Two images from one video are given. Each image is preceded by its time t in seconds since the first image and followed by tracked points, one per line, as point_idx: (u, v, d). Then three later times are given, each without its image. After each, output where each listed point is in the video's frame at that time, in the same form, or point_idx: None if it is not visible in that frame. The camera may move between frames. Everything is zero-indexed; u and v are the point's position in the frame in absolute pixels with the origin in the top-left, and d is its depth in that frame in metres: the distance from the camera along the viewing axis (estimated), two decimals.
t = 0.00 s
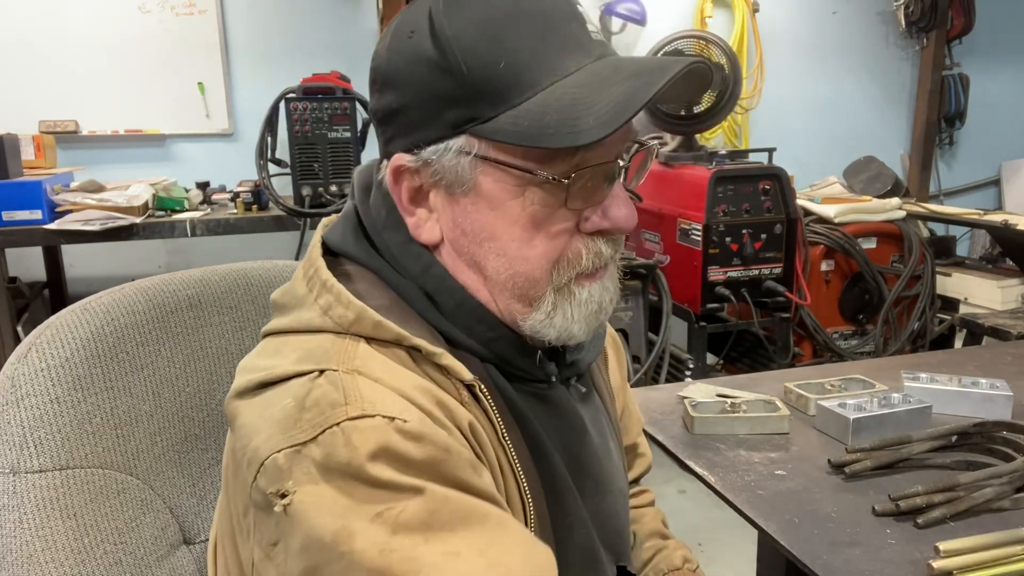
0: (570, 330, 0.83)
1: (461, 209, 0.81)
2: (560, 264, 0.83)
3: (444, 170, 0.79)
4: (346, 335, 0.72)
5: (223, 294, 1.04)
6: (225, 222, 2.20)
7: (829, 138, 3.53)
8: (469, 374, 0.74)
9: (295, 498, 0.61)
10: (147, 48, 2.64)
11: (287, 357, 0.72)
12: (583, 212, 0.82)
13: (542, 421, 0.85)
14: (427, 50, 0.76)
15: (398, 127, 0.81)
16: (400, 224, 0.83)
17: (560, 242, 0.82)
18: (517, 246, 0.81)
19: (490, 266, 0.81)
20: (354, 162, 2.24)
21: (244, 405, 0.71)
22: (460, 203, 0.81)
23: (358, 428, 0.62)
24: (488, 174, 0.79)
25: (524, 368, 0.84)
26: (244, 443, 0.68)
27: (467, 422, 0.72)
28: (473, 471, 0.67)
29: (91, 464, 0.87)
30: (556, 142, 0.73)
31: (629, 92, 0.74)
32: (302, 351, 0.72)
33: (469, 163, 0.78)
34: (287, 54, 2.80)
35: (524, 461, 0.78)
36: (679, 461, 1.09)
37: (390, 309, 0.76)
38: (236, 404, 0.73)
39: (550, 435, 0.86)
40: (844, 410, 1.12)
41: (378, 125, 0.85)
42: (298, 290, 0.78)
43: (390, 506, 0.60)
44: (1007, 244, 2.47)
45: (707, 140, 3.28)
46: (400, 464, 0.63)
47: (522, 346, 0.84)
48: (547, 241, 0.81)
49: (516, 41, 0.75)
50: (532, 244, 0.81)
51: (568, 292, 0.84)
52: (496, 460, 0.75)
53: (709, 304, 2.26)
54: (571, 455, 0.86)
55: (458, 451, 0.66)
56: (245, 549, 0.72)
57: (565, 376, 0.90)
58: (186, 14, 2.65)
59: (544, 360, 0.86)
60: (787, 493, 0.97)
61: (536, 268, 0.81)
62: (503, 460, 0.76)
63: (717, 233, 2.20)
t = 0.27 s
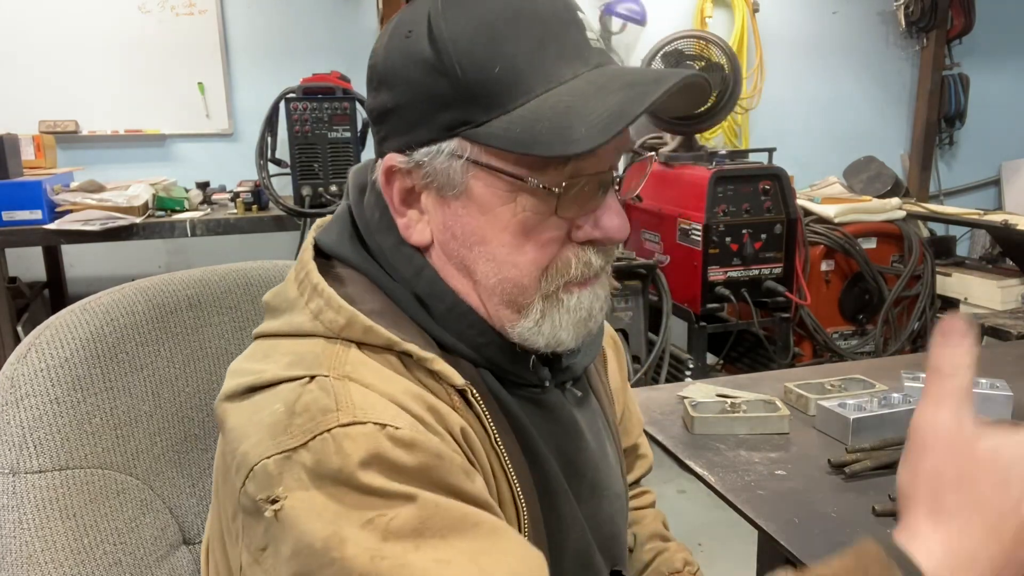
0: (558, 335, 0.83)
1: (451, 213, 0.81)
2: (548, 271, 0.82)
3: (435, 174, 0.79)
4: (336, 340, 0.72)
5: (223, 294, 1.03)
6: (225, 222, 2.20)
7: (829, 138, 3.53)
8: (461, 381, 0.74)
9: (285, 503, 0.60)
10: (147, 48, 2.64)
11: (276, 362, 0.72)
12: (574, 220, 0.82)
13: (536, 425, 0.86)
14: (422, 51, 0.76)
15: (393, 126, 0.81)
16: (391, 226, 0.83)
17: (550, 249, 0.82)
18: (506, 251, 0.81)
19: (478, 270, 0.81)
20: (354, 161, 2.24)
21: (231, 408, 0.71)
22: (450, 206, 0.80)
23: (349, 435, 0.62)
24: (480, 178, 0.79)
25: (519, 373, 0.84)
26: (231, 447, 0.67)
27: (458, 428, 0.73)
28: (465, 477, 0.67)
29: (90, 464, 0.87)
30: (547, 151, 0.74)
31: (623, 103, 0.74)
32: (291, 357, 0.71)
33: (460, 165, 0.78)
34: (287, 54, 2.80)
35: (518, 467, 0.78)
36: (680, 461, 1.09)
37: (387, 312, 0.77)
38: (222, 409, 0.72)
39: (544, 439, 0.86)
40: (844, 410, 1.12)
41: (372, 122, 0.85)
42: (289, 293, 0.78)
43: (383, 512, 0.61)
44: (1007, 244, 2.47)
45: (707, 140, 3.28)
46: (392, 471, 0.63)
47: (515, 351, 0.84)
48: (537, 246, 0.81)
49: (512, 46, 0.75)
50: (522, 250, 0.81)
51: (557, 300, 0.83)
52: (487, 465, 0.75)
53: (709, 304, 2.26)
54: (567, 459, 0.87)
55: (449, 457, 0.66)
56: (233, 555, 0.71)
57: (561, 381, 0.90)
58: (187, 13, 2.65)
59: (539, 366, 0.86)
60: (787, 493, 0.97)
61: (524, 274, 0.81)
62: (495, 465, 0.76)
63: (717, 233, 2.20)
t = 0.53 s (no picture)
0: (555, 339, 0.83)
1: (453, 212, 0.80)
2: (548, 276, 0.82)
3: (439, 172, 0.78)
4: (325, 343, 0.71)
5: (222, 294, 1.04)
6: (225, 222, 2.20)
7: (829, 138, 3.53)
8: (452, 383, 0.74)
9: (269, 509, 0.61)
10: (148, 49, 2.64)
11: (268, 364, 0.72)
12: (577, 225, 0.81)
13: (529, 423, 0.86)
14: (435, 44, 0.75)
15: (398, 123, 0.80)
16: (386, 228, 0.83)
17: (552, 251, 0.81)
18: (509, 252, 0.79)
19: (478, 270, 0.80)
20: (354, 161, 2.24)
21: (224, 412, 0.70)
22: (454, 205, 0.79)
23: (333, 439, 0.62)
24: (486, 177, 0.77)
25: (512, 374, 0.84)
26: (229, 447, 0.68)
27: (450, 431, 0.71)
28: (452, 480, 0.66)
29: (90, 464, 0.87)
30: (557, 154, 0.73)
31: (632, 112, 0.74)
32: (283, 359, 0.71)
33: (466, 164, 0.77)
34: (287, 54, 2.80)
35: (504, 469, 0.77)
36: (680, 461, 1.09)
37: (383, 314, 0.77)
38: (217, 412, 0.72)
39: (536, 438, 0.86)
40: (844, 409, 1.12)
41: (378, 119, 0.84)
42: (280, 297, 0.78)
43: (366, 517, 0.60)
44: (1007, 244, 2.47)
45: (707, 140, 3.28)
46: (380, 475, 0.62)
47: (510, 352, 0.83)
48: (540, 249, 0.80)
49: (525, 51, 0.74)
50: (525, 252, 0.80)
51: (556, 303, 0.83)
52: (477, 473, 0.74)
53: (708, 304, 2.26)
54: (560, 459, 0.87)
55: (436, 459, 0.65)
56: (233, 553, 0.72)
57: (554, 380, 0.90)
58: (187, 13, 2.65)
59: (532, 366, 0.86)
60: (787, 493, 0.97)
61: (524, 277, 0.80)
62: (485, 467, 0.76)
63: (717, 233, 2.20)
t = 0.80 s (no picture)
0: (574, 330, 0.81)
1: (481, 190, 0.79)
2: (573, 256, 0.80)
3: (467, 150, 0.78)
4: (331, 348, 0.70)
5: (223, 294, 1.03)
6: (225, 222, 2.20)
7: (829, 138, 3.53)
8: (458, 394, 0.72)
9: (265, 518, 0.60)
10: (148, 48, 2.64)
11: (275, 366, 0.71)
12: (602, 203, 0.81)
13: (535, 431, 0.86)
14: (469, 32, 0.75)
15: (425, 108, 0.80)
16: (402, 226, 0.81)
17: (577, 231, 0.80)
18: (536, 232, 0.79)
19: (504, 252, 0.79)
20: (353, 162, 2.23)
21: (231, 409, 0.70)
22: (482, 184, 0.79)
23: (334, 447, 0.61)
24: (514, 151, 0.77)
25: (520, 380, 0.83)
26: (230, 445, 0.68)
27: (453, 443, 0.70)
28: (451, 494, 0.65)
29: (89, 463, 0.87)
30: (592, 120, 0.72)
31: (661, 72, 0.74)
32: (290, 361, 0.70)
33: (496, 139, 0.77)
34: (287, 54, 2.80)
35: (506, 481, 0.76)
36: (680, 461, 1.09)
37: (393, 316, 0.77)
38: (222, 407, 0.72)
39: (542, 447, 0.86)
40: (844, 409, 1.12)
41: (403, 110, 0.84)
42: (290, 295, 0.77)
43: (357, 531, 0.60)
44: (1007, 244, 2.47)
45: (707, 140, 3.28)
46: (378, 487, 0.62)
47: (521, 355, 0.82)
48: (564, 229, 0.80)
49: (553, 27, 0.75)
50: (550, 230, 0.79)
51: (580, 286, 0.81)
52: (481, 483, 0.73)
53: (708, 304, 2.26)
54: (564, 468, 0.86)
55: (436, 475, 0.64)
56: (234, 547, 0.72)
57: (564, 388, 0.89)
58: (187, 14, 2.65)
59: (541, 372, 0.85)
60: (787, 493, 0.97)
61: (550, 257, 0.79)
62: (486, 482, 0.74)
63: (717, 233, 2.20)
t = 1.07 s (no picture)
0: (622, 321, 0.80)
1: (535, 178, 0.77)
2: (624, 244, 0.79)
3: (523, 135, 0.76)
4: (406, 323, 0.66)
5: (229, 293, 1.03)
6: (225, 222, 2.20)
7: (829, 139, 3.53)
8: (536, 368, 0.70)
9: (378, 474, 0.57)
10: (147, 49, 2.64)
11: (345, 344, 0.66)
12: (652, 193, 0.80)
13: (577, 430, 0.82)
14: (527, 22, 0.74)
15: (474, 99, 0.78)
16: (451, 213, 0.75)
17: (627, 219, 0.79)
18: (588, 220, 0.77)
19: (557, 239, 0.77)
20: (354, 162, 2.24)
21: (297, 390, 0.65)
22: (535, 171, 0.77)
23: (440, 401, 0.59)
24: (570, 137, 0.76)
25: (564, 374, 0.79)
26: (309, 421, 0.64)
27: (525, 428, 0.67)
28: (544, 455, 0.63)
29: (94, 460, 0.87)
30: (655, 102, 0.72)
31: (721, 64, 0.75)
32: (360, 337, 0.66)
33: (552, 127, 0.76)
34: (287, 54, 2.80)
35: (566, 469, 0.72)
36: (679, 461, 1.09)
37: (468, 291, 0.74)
38: (282, 390, 0.67)
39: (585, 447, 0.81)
40: (844, 409, 1.12)
41: (447, 103, 0.82)
42: (340, 279, 0.73)
43: (476, 465, 0.57)
44: (1007, 244, 2.47)
45: (707, 140, 3.28)
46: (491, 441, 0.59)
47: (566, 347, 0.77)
48: (616, 217, 0.78)
49: (608, 18, 0.75)
50: (603, 218, 0.78)
51: (628, 277, 0.80)
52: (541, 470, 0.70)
53: (709, 304, 2.26)
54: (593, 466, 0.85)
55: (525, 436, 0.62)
56: (299, 539, 0.67)
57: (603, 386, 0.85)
58: (187, 14, 2.65)
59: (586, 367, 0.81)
60: (787, 493, 0.97)
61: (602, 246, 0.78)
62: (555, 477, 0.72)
63: (717, 233, 2.20)
